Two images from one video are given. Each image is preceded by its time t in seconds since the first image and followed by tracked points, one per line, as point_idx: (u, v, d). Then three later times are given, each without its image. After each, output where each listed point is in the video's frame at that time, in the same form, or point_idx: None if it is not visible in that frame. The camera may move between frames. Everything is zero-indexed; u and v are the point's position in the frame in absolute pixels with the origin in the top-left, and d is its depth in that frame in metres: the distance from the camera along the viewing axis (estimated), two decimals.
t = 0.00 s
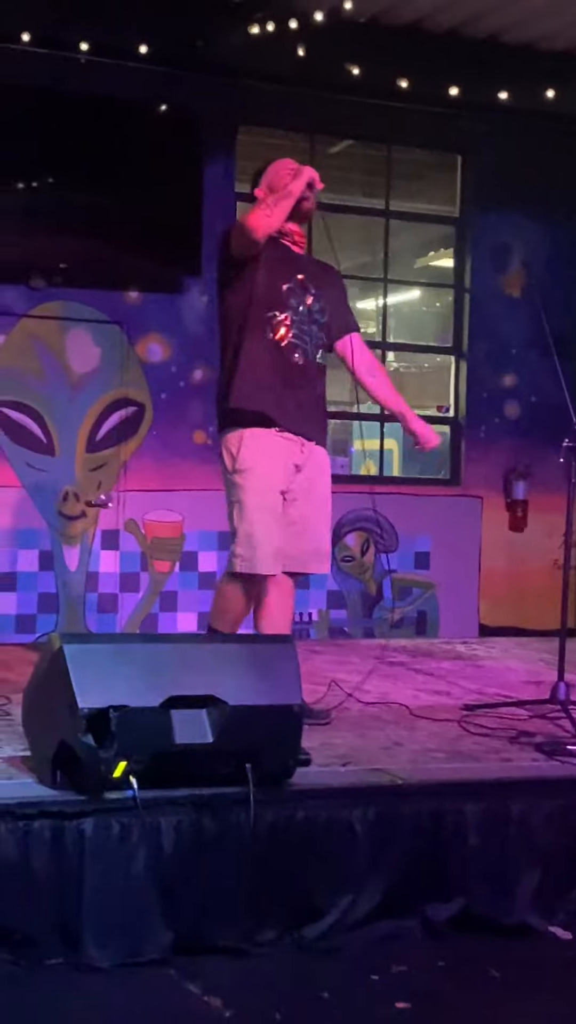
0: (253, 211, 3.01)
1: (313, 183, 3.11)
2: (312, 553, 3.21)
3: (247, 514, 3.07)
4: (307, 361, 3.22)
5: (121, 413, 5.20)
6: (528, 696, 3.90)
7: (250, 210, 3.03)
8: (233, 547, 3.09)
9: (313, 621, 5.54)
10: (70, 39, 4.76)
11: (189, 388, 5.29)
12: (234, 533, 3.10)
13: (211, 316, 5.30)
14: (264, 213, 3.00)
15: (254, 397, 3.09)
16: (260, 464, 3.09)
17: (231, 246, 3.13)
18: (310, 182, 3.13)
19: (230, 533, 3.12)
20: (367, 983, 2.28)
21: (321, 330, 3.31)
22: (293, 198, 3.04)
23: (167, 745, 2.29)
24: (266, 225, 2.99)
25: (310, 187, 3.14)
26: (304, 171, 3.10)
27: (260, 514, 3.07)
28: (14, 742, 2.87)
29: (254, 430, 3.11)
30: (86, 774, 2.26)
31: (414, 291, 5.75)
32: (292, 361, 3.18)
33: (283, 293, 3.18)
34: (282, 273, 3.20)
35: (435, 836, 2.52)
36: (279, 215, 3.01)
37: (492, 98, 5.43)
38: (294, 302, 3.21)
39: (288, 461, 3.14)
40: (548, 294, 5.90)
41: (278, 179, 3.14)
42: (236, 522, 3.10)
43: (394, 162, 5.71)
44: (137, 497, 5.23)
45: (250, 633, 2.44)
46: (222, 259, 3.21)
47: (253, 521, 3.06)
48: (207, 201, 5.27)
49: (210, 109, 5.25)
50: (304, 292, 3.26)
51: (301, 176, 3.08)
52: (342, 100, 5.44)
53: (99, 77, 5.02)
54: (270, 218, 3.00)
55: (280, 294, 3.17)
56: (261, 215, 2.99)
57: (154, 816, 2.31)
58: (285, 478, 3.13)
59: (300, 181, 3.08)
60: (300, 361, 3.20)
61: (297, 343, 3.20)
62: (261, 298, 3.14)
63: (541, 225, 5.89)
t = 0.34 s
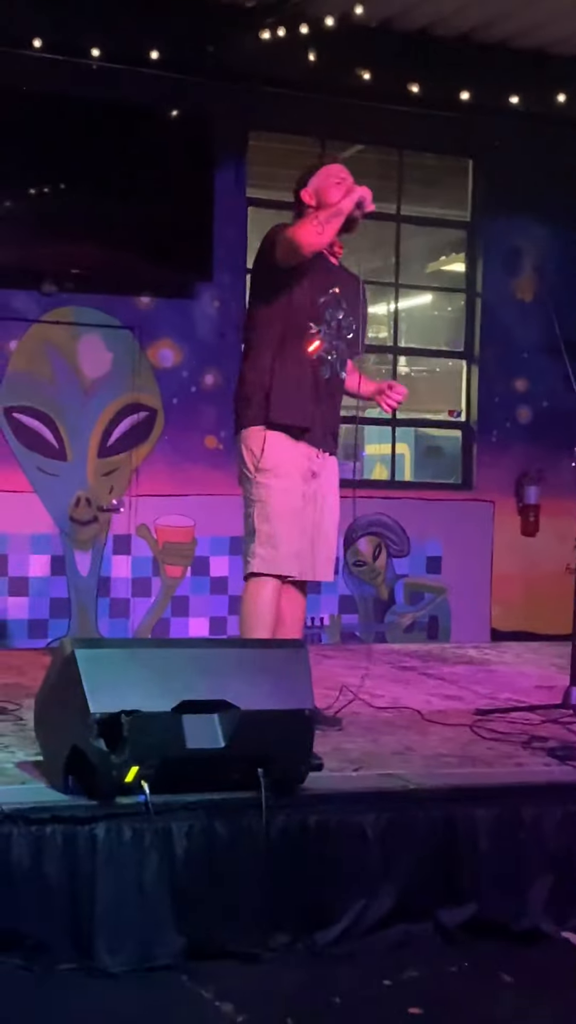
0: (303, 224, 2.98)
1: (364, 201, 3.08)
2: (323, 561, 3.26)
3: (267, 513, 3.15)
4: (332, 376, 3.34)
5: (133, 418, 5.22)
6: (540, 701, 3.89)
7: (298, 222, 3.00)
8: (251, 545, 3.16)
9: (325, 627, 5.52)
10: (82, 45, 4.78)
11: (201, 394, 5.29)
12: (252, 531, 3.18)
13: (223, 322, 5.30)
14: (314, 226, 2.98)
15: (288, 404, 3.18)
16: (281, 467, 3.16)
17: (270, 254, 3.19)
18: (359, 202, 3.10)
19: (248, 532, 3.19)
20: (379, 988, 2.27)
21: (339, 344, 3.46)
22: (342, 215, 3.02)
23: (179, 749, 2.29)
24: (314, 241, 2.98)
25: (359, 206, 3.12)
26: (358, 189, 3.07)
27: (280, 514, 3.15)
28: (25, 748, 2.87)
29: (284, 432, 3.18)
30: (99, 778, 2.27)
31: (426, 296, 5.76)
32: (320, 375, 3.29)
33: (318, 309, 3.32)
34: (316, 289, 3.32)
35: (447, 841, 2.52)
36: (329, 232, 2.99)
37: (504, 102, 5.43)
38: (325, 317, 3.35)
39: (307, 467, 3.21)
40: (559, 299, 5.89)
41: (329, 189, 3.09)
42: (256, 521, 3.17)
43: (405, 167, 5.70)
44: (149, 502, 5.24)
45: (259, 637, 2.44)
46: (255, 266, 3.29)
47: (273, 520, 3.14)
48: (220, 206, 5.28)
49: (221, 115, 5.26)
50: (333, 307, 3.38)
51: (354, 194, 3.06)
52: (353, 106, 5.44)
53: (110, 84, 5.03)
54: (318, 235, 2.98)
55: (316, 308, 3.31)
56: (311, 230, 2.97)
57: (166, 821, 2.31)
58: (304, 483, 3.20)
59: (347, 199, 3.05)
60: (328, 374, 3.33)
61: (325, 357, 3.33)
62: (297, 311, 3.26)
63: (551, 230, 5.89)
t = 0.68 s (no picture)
0: (289, 219, 2.87)
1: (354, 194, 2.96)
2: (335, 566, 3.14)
3: (279, 527, 3.01)
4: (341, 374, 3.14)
5: (128, 419, 5.21)
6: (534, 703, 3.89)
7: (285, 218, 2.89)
8: (263, 558, 3.02)
9: (319, 627, 5.53)
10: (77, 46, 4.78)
11: (196, 395, 5.29)
12: (264, 544, 3.04)
13: (218, 324, 5.32)
14: (300, 221, 2.86)
15: (289, 414, 3.02)
16: (295, 475, 3.02)
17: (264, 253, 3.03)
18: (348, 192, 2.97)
19: (258, 543, 3.05)
20: (375, 990, 2.27)
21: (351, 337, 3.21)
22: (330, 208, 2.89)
23: (175, 750, 2.28)
24: (301, 237, 2.86)
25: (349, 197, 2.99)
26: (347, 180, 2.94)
27: (292, 527, 3.01)
28: (19, 748, 2.88)
29: (286, 439, 3.02)
30: (93, 780, 2.26)
31: (420, 298, 5.78)
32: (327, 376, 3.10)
33: (318, 305, 3.09)
34: (316, 283, 3.10)
35: (442, 842, 2.52)
36: (317, 227, 2.87)
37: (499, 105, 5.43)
38: (326, 313, 3.12)
39: (319, 475, 3.07)
40: (554, 301, 5.90)
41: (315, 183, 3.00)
42: (267, 534, 3.03)
43: (400, 167, 5.70)
44: (143, 503, 5.23)
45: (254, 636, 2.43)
46: (254, 266, 3.11)
47: (286, 534, 3.00)
48: (215, 207, 5.28)
49: (217, 116, 5.26)
50: (338, 301, 3.16)
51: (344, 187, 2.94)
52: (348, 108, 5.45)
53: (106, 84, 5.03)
54: (304, 229, 2.86)
55: (314, 304, 3.09)
56: (296, 226, 2.86)
57: (161, 823, 2.31)
58: (316, 491, 3.07)
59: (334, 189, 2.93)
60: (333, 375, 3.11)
61: (329, 355, 3.11)
62: (296, 311, 3.06)
63: (547, 231, 5.88)
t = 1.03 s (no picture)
0: (299, 212, 2.76)
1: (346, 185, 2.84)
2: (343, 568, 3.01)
3: (295, 525, 2.87)
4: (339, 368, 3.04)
5: (114, 419, 5.20)
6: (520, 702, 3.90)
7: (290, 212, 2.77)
8: (274, 558, 2.89)
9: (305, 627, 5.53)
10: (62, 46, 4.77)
11: (182, 395, 5.29)
12: (275, 543, 2.89)
13: (204, 324, 5.32)
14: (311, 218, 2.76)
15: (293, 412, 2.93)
16: (307, 471, 2.89)
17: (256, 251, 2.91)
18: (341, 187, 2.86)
19: (265, 544, 2.91)
20: (361, 989, 2.27)
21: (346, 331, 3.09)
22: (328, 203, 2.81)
23: (162, 751, 2.28)
24: (312, 231, 2.76)
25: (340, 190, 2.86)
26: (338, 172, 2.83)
27: (308, 525, 2.87)
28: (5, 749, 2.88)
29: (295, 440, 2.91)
30: (80, 780, 2.25)
31: (406, 298, 5.78)
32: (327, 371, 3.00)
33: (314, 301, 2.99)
34: (309, 279, 3.00)
35: (428, 842, 2.52)
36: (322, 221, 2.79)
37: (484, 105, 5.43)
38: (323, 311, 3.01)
39: (327, 472, 2.95)
40: (541, 301, 5.90)
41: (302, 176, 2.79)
42: (279, 533, 2.89)
43: (386, 167, 5.73)
44: (129, 503, 5.23)
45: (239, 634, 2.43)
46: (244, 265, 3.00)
47: (302, 532, 2.86)
48: (200, 207, 5.28)
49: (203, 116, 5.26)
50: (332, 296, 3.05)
51: (337, 177, 2.82)
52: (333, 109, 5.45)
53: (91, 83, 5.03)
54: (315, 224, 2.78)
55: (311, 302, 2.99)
56: (306, 221, 2.75)
57: (147, 824, 2.30)
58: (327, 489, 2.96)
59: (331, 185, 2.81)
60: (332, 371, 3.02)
61: (329, 353, 3.01)
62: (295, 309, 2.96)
63: (532, 231, 5.90)
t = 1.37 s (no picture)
0: (324, 243, 2.76)
1: (367, 216, 2.90)
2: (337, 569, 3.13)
3: (289, 529, 2.98)
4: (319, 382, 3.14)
5: (98, 420, 5.19)
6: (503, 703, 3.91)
7: (315, 244, 2.78)
8: (271, 564, 2.98)
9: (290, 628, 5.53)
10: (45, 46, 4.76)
11: (166, 395, 5.29)
12: (270, 550, 2.99)
13: (188, 325, 5.31)
14: (337, 252, 2.75)
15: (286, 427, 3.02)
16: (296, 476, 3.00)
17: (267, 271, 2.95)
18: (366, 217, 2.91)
19: (261, 550, 3.01)
20: (345, 990, 2.28)
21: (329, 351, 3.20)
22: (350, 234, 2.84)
23: (146, 753, 2.27)
24: (340, 263, 2.75)
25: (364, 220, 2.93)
26: (362, 202, 2.88)
27: (303, 529, 2.99)
28: None
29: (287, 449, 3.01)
30: (62, 782, 2.23)
31: (391, 298, 5.80)
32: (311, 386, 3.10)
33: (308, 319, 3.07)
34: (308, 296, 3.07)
35: (412, 843, 2.53)
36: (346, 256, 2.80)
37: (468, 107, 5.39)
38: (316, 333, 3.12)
39: (315, 478, 3.07)
40: (523, 302, 5.93)
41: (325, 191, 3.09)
42: (275, 539, 2.99)
43: (369, 168, 5.74)
44: (113, 504, 5.23)
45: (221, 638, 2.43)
46: (243, 277, 3.04)
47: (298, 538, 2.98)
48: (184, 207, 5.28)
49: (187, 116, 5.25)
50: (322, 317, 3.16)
51: (361, 208, 2.88)
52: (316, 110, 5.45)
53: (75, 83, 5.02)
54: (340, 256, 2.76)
55: (308, 323, 3.09)
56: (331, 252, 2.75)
57: (130, 825, 2.30)
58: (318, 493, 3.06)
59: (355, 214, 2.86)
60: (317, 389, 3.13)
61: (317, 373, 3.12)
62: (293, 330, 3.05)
63: (515, 232, 5.92)
